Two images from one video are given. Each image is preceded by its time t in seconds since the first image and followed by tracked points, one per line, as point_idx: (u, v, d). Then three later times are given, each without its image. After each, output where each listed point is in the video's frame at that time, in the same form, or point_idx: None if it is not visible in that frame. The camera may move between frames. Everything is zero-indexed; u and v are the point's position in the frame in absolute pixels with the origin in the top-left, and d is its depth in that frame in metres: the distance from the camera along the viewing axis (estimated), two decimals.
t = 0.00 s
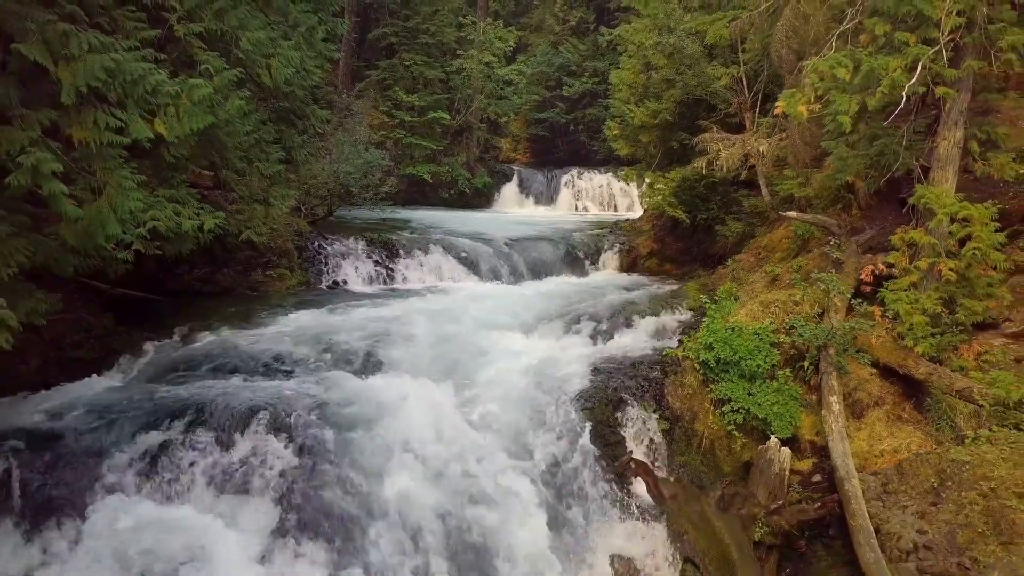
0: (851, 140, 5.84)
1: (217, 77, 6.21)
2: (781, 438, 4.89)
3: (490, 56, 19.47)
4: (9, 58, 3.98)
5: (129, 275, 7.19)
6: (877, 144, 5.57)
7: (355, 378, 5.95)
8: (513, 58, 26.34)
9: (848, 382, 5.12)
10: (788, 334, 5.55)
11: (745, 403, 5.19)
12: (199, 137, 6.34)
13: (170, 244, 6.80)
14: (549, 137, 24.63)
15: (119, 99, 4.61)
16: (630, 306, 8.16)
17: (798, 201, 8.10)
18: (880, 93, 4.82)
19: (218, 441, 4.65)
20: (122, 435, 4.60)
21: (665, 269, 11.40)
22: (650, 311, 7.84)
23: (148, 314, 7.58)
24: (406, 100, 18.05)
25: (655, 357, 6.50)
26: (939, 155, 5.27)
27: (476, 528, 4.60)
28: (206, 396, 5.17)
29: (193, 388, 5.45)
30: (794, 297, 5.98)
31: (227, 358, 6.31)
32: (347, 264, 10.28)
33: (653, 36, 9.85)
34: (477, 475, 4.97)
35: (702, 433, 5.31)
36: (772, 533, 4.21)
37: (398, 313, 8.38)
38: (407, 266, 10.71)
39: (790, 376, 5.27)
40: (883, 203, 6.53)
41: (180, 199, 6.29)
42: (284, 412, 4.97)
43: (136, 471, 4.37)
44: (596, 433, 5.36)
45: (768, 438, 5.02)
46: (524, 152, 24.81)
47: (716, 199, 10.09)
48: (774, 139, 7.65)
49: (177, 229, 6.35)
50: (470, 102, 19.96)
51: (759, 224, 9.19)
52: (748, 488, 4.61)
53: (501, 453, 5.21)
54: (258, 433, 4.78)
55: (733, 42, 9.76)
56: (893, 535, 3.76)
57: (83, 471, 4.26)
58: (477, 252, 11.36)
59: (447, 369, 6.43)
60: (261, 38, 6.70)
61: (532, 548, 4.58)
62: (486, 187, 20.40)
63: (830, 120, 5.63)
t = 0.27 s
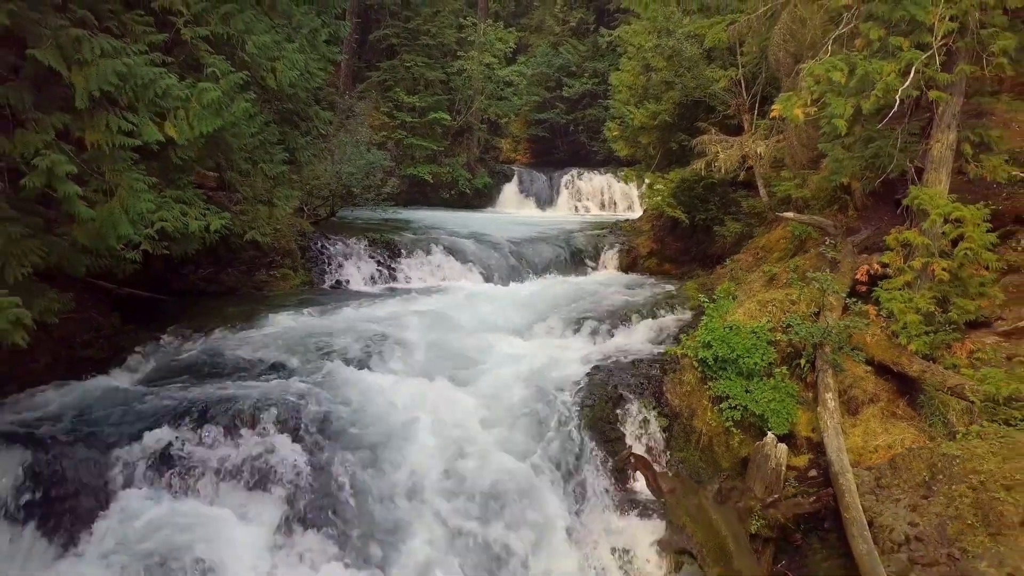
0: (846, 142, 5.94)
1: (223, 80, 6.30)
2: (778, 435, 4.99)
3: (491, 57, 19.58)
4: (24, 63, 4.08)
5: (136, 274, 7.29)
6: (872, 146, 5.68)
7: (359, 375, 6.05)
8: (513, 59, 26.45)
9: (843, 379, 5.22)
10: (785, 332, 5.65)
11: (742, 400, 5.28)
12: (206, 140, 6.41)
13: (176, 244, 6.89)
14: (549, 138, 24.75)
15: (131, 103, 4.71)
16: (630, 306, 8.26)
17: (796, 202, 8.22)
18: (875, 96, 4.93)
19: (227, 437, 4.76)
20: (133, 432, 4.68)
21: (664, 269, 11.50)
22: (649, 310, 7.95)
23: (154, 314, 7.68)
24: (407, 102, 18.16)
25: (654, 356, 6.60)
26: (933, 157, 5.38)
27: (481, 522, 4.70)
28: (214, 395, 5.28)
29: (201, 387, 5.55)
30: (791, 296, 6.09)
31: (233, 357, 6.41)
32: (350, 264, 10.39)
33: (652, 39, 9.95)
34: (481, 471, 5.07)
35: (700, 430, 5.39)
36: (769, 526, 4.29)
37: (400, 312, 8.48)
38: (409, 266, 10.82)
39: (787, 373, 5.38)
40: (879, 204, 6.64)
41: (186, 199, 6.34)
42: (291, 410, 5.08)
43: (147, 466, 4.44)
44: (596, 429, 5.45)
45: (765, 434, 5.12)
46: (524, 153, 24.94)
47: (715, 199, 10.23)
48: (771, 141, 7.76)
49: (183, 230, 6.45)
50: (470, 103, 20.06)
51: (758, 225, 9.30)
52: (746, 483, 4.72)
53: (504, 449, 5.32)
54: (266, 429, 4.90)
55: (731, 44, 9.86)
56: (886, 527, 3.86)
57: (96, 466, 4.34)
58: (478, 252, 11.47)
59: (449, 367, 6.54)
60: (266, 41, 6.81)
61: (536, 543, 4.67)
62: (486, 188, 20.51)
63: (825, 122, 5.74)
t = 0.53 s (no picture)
0: (842, 144, 6.07)
1: (231, 83, 6.42)
2: (774, 430, 5.12)
3: (491, 58, 19.71)
4: (42, 69, 4.20)
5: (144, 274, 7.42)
6: (867, 148, 5.81)
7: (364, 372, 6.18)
8: (513, 59, 26.59)
9: (838, 375, 5.34)
10: (781, 330, 5.78)
11: (739, 396, 5.40)
12: (215, 143, 6.48)
13: (184, 244, 7.02)
14: (549, 138, 24.90)
15: (144, 106, 4.84)
16: (630, 305, 8.38)
17: (793, 202, 8.34)
18: (869, 99, 5.06)
19: (238, 431, 4.89)
20: (147, 427, 4.84)
21: (663, 268, 11.64)
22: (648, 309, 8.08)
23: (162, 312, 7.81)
24: (408, 102, 18.29)
25: (653, 353, 6.73)
26: (926, 159, 5.51)
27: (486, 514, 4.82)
28: (224, 391, 5.42)
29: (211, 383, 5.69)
30: (787, 295, 6.21)
31: (240, 355, 6.54)
32: (353, 264, 10.52)
33: (652, 41, 10.08)
34: (484, 466, 5.21)
35: (698, 425, 5.51)
36: (764, 518, 4.46)
37: (404, 311, 8.61)
38: (411, 265, 10.95)
39: (783, 370, 5.51)
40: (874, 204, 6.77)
41: (194, 200, 6.44)
42: (299, 405, 5.22)
43: (161, 460, 4.60)
44: (596, 424, 5.58)
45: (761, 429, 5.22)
46: (524, 153, 25.10)
47: (714, 200, 10.37)
48: (768, 142, 7.89)
49: (192, 230, 6.56)
50: (471, 104, 20.20)
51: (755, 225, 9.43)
52: (742, 476, 4.85)
53: (507, 445, 5.46)
54: (276, 424, 5.03)
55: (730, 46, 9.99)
56: (878, 518, 3.98)
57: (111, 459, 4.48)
58: (479, 252, 11.60)
59: (452, 364, 6.67)
60: (273, 45, 6.94)
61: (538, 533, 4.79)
62: (487, 188, 20.65)
63: (820, 125, 5.87)
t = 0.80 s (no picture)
0: (837, 145, 6.18)
1: (237, 84, 6.52)
2: (771, 425, 5.22)
3: (492, 59, 19.82)
4: (56, 72, 4.30)
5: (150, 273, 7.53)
6: (862, 149, 5.92)
7: (368, 368, 6.29)
8: (513, 60, 26.71)
9: (833, 371, 5.44)
10: (778, 327, 5.88)
11: (737, 392, 5.50)
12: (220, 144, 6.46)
13: (190, 243, 7.12)
14: (548, 138, 25.01)
15: (154, 109, 4.94)
16: (630, 303, 8.49)
17: (790, 202, 8.45)
18: (863, 101, 5.16)
19: (246, 426, 5.01)
20: (157, 422, 4.94)
21: (663, 268, 11.74)
22: (647, 308, 8.19)
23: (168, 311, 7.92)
24: (409, 103, 18.39)
25: (653, 350, 6.84)
26: (920, 160, 5.62)
27: (489, 505, 4.93)
28: (232, 387, 5.53)
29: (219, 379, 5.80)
30: (784, 293, 6.32)
31: (246, 353, 6.66)
32: (355, 263, 10.62)
33: (651, 43, 10.19)
34: (488, 459, 5.31)
35: (697, 421, 5.61)
36: (761, 509, 4.55)
37: (406, 309, 8.71)
38: (413, 265, 11.06)
39: (779, 366, 5.62)
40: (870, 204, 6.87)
41: (200, 200, 6.54)
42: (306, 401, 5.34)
43: (172, 454, 4.70)
44: (596, 421, 5.69)
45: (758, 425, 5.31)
46: (524, 154, 25.22)
47: (713, 200, 10.48)
48: (766, 143, 8.00)
49: (198, 229, 6.66)
50: (471, 105, 20.32)
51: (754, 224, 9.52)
52: (739, 469, 4.95)
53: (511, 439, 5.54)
54: (283, 419, 5.15)
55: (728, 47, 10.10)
56: (872, 510, 4.09)
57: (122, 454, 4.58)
58: (480, 252, 11.72)
59: (454, 361, 6.78)
60: (278, 47, 7.05)
61: (541, 524, 4.90)
62: (487, 188, 20.76)
63: (816, 126, 5.97)
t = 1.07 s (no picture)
0: (833, 146, 6.31)
1: (243, 87, 6.65)
2: (767, 420, 5.34)
3: (492, 60, 19.94)
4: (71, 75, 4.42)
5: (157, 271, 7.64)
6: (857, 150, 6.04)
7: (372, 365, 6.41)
8: (513, 61, 26.82)
9: (828, 368, 5.55)
10: (775, 324, 6.00)
11: (734, 387, 5.62)
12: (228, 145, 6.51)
13: (197, 242, 7.24)
14: (548, 139, 25.14)
15: (165, 111, 5.06)
16: (629, 302, 8.62)
17: (787, 203, 8.58)
18: (857, 103, 5.29)
19: (253, 421, 5.12)
20: (167, 417, 5.06)
21: (661, 267, 11.86)
22: (647, 307, 8.31)
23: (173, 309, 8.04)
24: (410, 103, 18.51)
25: (652, 348, 6.96)
26: (913, 161, 5.74)
27: (490, 499, 5.03)
28: (239, 383, 5.65)
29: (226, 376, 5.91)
30: (781, 291, 6.44)
31: (251, 351, 6.78)
32: (358, 262, 10.75)
33: (651, 44, 10.33)
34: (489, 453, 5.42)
35: (695, 416, 5.73)
36: (756, 501, 4.67)
37: (409, 308, 8.83)
38: (415, 264, 11.18)
39: (775, 363, 5.73)
40: (865, 204, 7.00)
41: (207, 200, 6.66)
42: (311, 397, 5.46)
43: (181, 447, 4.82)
44: (596, 416, 5.79)
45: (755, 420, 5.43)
46: (524, 154, 25.34)
47: (712, 200, 10.59)
48: (763, 144, 8.13)
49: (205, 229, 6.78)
50: (472, 105, 20.44)
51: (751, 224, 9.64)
52: (735, 462, 5.08)
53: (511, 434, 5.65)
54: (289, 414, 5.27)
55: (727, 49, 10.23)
56: (864, 501, 4.22)
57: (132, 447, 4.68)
58: (481, 251, 11.84)
59: (456, 359, 6.89)
60: (283, 50, 7.18)
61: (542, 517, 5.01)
62: (487, 188, 20.87)
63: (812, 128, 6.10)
